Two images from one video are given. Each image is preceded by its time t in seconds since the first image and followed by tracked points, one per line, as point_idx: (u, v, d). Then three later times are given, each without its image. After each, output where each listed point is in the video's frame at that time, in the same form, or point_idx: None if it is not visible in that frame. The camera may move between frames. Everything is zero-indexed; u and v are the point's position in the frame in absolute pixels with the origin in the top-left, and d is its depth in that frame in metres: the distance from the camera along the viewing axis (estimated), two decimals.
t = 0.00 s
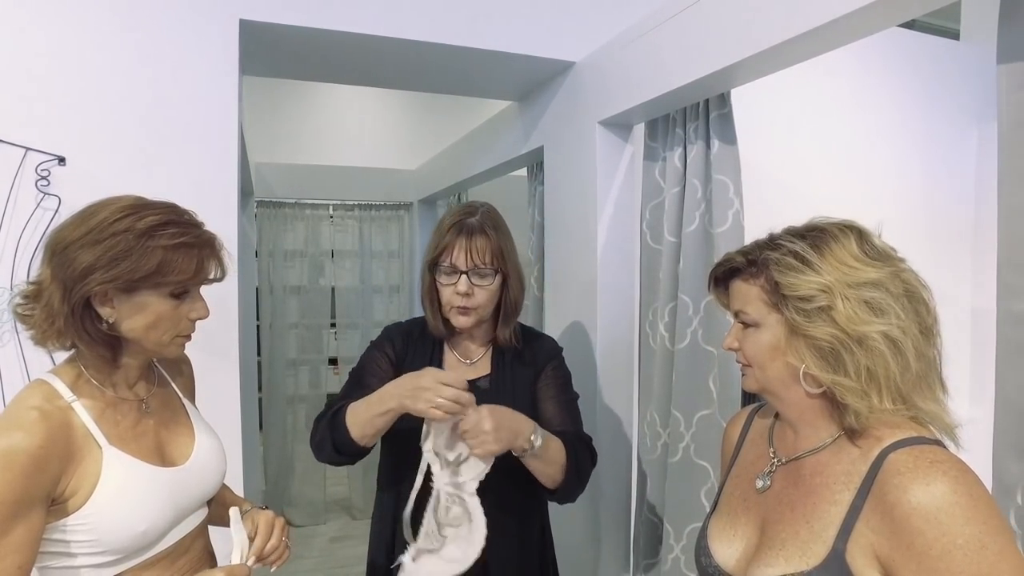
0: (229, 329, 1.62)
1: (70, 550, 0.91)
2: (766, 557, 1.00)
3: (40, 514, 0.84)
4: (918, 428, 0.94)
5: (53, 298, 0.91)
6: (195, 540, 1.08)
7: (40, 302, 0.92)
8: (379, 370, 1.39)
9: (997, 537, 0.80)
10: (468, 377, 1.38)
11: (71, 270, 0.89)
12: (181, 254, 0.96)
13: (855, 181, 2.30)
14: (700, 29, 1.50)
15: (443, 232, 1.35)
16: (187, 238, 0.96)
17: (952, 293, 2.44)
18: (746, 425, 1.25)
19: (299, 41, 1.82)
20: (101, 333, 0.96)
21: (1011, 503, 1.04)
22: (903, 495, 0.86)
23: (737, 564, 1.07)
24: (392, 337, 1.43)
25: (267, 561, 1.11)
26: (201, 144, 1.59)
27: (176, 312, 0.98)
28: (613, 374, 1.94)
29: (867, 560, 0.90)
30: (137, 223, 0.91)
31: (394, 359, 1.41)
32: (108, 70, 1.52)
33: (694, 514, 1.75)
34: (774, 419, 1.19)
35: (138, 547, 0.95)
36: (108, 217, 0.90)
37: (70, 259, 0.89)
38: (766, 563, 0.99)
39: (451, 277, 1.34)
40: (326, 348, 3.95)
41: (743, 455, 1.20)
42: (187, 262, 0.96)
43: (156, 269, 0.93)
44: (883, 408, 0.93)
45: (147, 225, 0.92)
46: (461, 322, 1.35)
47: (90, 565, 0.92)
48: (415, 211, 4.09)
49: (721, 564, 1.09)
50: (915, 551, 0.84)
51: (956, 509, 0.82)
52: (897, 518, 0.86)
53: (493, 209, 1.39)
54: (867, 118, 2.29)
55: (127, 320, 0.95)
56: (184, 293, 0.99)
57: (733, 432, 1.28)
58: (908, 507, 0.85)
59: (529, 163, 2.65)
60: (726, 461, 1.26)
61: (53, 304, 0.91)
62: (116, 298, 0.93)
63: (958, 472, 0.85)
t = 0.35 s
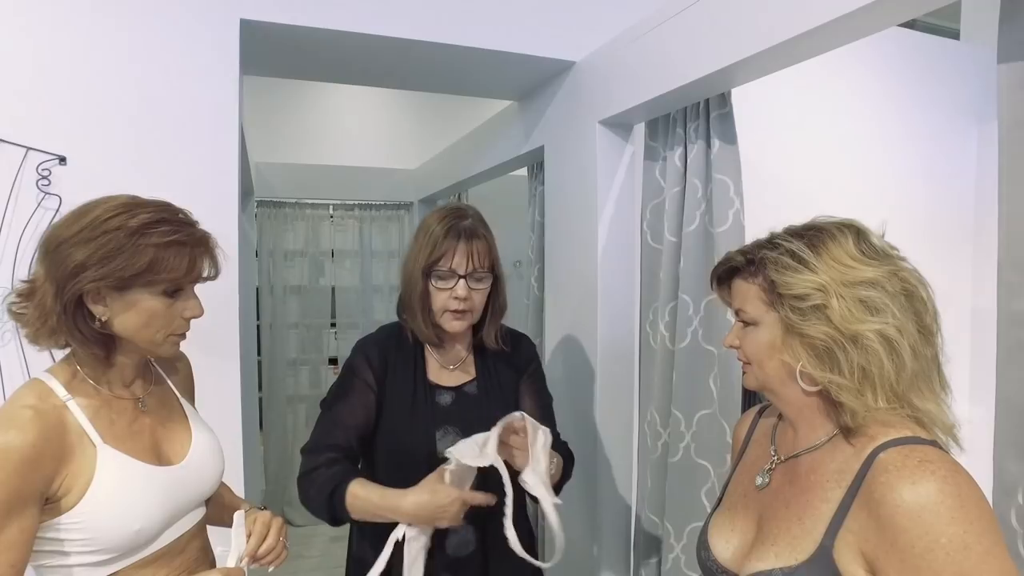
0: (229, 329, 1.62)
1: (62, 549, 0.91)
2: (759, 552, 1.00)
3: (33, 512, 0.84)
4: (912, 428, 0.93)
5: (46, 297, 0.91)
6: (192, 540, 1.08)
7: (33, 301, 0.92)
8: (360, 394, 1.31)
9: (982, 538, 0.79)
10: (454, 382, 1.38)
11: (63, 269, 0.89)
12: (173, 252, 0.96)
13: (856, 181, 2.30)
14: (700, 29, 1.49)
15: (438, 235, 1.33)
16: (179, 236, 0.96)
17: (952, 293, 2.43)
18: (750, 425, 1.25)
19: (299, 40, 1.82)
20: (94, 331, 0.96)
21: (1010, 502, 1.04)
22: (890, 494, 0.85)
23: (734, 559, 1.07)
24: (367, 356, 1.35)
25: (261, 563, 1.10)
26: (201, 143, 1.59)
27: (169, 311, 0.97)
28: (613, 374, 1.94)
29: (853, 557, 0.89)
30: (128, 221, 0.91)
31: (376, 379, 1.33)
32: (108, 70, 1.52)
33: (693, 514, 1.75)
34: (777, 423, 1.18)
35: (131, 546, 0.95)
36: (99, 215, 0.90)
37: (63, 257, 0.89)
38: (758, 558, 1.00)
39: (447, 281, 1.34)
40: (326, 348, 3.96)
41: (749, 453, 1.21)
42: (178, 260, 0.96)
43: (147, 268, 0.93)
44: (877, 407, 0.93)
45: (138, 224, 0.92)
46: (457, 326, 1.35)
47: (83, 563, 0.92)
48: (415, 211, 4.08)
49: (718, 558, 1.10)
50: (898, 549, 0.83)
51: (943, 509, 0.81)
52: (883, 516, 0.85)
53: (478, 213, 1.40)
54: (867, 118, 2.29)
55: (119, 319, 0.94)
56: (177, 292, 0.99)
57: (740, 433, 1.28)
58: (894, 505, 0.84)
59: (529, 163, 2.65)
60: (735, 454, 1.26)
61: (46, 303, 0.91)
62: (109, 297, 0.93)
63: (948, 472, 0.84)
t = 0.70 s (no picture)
0: (229, 328, 1.62)
1: (55, 549, 0.91)
2: (754, 549, 1.01)
3: (25, 512, 0.85)
4: (909, 430, 0.92)
5: (39, 296, 0.91)
6: (188, 542, 1.07)
7: (26, 300, 0.93)
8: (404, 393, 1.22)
9: (975, 540, 0.78)
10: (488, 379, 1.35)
11: (55, 268, 0.90)
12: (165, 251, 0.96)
13: (857, 181, 2.29)
14: (701, 29, 1.49)
15: (487, 230, 1.28)
16: (172, 235, 0.96)
17: (953, 293, 2.43)
18: (755, 427, 1.25)
19: (299, 40, 1.82)
20: (87, 331, 0.96)
21: (1010, 501, 1.03)
22: (882, 493, 0.85)
23: (733, 555, 1.08)
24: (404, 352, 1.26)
25: (254, 564, 1.10)
26: (201, 143, 1.59)
27: (162, 310, 0.97)
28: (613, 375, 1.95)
29: (845, 556, 0.89)
30: (120, 220, 0.92)
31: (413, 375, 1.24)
32: (109, 71, 1.52)
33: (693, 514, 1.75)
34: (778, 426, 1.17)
35: (124, 547, 0.95)
36: (91, 214, 0.91)
37: (54, 256, 0.90)
38: (752, 554, 1.00)
39: (500, 275, 1.29)
40: (326, 348, 3.96)
41: (752, 451, 1.21)
42: (170, 259, 0.96)
43: (139, 266, 0.93)
44: (871, 409, 0.92)
45: (130, 223, 0.92)
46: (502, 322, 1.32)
47: (76, 563, 0.92)
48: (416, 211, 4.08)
49: (717, 553, 1.11)
50: (888, 549, 0.83)
51: (934, 510, 0.80)
52: (874, 516, 0.85)
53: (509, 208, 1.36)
54: (867, 118, 2.29)
55: (111, 318, 0.94)
56: (170, 291, 0.99)
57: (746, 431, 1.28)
58: (885, 505, 0.84)
59: (529, 163, 2.65)
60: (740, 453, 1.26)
61: (38, 302, 0.91)
62: (101, 296, 0.93)
63: (942, 473, 0.83)
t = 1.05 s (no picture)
0: (228, 328, 1.62)
1: (50, 551, 0.91)
2: (748, 543, 1.01)
3: (19, 513, 0.85)
4: (909, 434, 0.89)
5: (32, 295, 0.91)
6: (183, 542, 1.07)
7: (18, 299, 0.93)
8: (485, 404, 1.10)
9: (961, 546, 0.78)
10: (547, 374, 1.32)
11: (48, 267, 0.89)
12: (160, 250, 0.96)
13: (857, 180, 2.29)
14: (701, 28, 1.49)
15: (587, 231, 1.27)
16: (167, 234, 0.96)
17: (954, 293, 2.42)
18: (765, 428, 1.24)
19: (299, 40, 1.82)
20: (80, 330, 0.95)
21: (1010, 500, 1.03)
22: (870, 495, 0.84)
23: (729, 549, 1.08)
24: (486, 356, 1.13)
25: (249, 566, 1.10)
26: (201, 143, 1.59)
27: (157, 310, 0.97)
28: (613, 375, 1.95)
29: (832, 556, 0.89)
30: (114, 219, 0.92)
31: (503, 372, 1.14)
32: (109, 70, 1.52)
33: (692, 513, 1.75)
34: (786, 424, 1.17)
35: (121, 547, 0.95)
36: (85, 213, 0.91)
37: (48, 255, 0.89)
38: (746, 548, 1.00)
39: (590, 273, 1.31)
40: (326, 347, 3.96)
41: (761, 449, 1.20)
42: (165, 258, 0.96)
43: (133, 265, 0.93)
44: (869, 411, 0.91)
45: (125, 221, 0.92)
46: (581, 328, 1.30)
47: (73, 564, 0.92)
48: (416, 210, 4.08)
49: (717, 545, 1.10)
50: (873, 551, 0.83)
51: (922, 514, 0.80)
52: (861, 517, 0.85)
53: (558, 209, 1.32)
54: (868, 117, 2.28)
55: (105, 317, 0.94)
56: (165, 291, 0.99)
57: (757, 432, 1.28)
58: (872, 507, 0.84)
59: (529, 162, 2.65)
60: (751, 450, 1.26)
61: (31, 301, 0.91)
62: (95, 295, 0.93)
63: (934, 477, 0.82)
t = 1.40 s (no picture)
0: (228, 328, 1.63)
1: (46, 552, 0.92)
2: (743, 544, 1.02)
3: (14, 515, 0.85)
4: (908, 440, 0.89)
5: (28, 297, 0.92)
6: (182, 541, 1.09)
7: (14, 301, 0.93)
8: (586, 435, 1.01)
9: (950, 555, 0.78)
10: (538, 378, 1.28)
11: (44, 269, 0.90)
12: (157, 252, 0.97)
13: (855, 181, 2.30)
14: (698, 31, 1.50)
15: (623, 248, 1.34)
16: (162, 237, 0.97)
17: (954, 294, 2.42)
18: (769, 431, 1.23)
19: (298, 41, 1.83)
20: (76, 332, 0.96)
21: (1006, 502, 1.04)
22: (861, 501, 0.85)
23: (726, 549, 1.09)
24: (592, 379, 1.03)
25: (244, 567, 1.11)
26: (202, 144, 1.60)
27: (153, 311, 0.98)
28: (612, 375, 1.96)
29: (823, 560, 0.90)
30: (111, 222, 0.93)
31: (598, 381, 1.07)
32: (111, 72, 1.53)
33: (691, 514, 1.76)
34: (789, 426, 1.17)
35: (119, 548, 0.96)
36: (83, 215, 0.92)
37: (44, 257, 0.90)
38: (740, 549, 1.01)
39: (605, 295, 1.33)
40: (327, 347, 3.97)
41: (764, 451, 1.20)
42: (161, 261, 0.97)
43: (130, 267, 0.94)
44: (868, 419, 0.92)
45: (121, 224, 0.93)
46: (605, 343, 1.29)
47: (70, 566, 0.93)
48: (416, 211, 4.09)
49: (716, 545, 1.11)
50: (861, 557, 0.83)
51: (913, 523, 0.80)
52: (852, 522, 0.85)
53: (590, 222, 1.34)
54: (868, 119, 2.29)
55: (101, 319, 0.95)
56: (161, 293, 1.00)
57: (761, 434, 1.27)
58: (862, 513, 0.84)
59: (529, 163, 2.65)
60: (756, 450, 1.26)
61: (27, 303, 0.92)
62: (91, 296, 0.94)
63: (925, 485, 0.82)
